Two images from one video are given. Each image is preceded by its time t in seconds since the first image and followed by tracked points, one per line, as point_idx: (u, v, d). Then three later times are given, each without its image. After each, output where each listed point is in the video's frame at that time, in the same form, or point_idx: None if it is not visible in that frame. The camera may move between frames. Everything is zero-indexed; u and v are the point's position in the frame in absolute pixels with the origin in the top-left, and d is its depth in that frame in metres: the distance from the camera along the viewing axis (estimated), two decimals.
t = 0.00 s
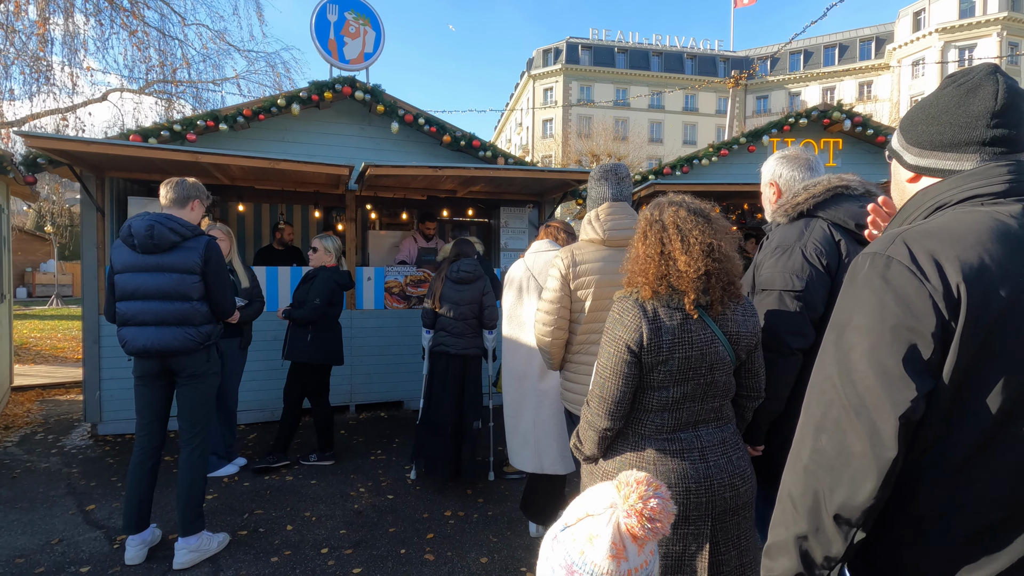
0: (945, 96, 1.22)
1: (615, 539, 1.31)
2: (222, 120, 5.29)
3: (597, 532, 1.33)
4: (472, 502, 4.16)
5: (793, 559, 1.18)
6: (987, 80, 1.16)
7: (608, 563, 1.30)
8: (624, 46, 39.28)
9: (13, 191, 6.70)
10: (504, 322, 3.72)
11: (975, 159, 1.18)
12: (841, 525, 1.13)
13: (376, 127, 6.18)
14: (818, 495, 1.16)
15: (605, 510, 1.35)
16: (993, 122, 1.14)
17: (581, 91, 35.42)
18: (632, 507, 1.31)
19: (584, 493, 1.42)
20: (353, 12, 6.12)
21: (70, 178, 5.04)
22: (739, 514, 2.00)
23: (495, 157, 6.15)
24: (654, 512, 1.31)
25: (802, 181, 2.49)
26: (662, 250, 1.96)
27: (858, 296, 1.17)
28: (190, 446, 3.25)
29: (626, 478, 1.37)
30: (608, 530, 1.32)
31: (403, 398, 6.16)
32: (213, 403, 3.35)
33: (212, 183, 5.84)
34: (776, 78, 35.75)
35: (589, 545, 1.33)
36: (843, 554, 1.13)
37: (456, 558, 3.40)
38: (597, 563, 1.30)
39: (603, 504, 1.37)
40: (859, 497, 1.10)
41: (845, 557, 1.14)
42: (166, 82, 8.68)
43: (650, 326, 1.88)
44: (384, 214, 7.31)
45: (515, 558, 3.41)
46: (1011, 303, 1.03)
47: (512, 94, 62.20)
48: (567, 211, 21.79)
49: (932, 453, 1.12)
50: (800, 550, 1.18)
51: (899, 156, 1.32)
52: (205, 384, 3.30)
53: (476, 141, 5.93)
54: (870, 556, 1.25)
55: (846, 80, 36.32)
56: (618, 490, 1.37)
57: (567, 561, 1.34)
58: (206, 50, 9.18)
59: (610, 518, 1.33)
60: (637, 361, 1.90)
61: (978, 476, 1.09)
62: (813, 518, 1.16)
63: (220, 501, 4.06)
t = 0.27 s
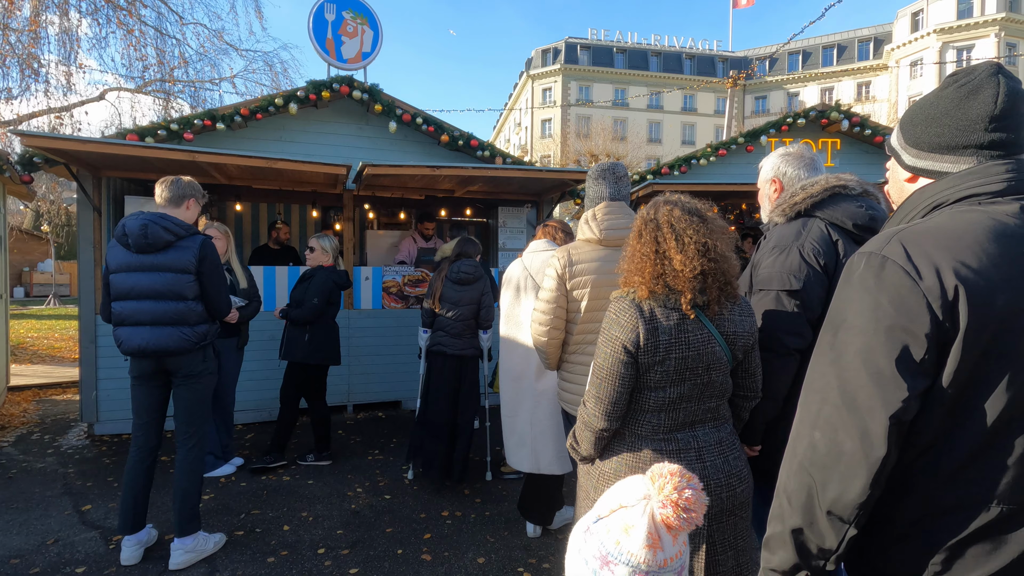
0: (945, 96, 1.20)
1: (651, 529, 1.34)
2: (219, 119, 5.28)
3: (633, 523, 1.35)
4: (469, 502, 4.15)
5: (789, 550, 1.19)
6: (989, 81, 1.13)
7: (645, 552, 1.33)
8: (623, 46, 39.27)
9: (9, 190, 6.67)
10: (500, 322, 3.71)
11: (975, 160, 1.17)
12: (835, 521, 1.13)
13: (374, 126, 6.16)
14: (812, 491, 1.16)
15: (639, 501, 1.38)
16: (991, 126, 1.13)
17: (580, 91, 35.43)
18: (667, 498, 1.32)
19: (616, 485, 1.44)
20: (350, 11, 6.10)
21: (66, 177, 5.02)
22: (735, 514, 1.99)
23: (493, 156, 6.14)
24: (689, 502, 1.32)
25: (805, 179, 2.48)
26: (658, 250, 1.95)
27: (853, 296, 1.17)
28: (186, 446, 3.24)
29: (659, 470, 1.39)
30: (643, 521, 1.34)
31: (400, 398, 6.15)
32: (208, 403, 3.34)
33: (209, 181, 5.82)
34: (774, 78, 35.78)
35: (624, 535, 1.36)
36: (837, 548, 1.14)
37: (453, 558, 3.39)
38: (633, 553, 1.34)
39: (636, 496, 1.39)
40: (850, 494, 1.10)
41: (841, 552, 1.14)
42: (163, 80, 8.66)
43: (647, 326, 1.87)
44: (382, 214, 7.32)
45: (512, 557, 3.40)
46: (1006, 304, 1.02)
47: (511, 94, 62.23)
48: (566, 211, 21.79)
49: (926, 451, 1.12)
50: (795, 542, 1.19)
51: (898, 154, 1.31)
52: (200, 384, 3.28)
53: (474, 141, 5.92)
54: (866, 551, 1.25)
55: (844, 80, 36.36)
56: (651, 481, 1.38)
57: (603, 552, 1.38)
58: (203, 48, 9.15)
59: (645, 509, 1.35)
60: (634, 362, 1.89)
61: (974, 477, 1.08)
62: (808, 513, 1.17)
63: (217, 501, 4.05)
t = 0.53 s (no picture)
0: (943, 96, 1.18)
1: (673, 528, 1.33)
2: (215, 118, 5.24)
3: (654, 522, 1.34)
4: (465, 502, 4.13)
5: (790, 551, 1.18)
6: (987, 82, 1.12)
7: (667, 551, 1.32)
8: (621, 46, 39.27)
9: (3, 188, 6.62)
10: (498, 322, 3.70)
11: (973, 161, 1.15)
12: (834, 522, 1.11)
13: (371, 125, 6.14)
14: (811, 492, 1.15)
15: (658, 501, 1.37)
16: (989, 128, 1.11)
17: (578, 91, 35.42)
18: (688, 496, 1.32)
19: (632, 485, 1.43)
20: (347, 10, 6.08)
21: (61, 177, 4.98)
22: (733, 516, 1.98)
23: (491, 156, 6.13)
24: (709, 499, 1.33)
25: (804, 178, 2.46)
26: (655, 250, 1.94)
27: (850, 298, 1.15)
28: (182, 447, 3.21)
29: (677, 468, 1.38)
30: (664, 520, 1.34)
31: (397, 398, 6.13)
32: (203, 404, 3.31)
33: (205, 181, 5.79)
34: (772, 79, 35.82)
35: (645, 535, 1.35)
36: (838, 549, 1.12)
37: (450, 559, 3.37)
38: (655, 552, 1.33)
39: (654, 496, 1.38)
40: (848, 495, 1.09)
41: (842, 552, 1.12)
42: (159, 79, 8.61)
43: (643, 326, 1.85)
44: (379, 213, 7.30)
45: (509, 558, 3.38)
46: (1002, 305, 1.01)
47: (509, 93, 62.04)
48: (563, 210, 21.78)
49: (925, 452, 1.10)
50: (797, 543, 1.17)
51: (896, 153, 1.30)
52: (195, 385, 3.25)
53: (472, 141, 5.90)
54: (864, 554, 1.23)
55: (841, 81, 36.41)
56: (670, 480, 1.37)
57: (623, 553, 1.37)
58: (200, 47, 9.11)
59: (665, 509, 1.34)
60: (630, 362, 1.87)
61: (973, 478, 1.07)
62: (807, 514, 1.15)
63: (213, 502, 4.02)
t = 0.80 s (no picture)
0: (942, 96, 1.15)
1: (665, 535, 1.30)
2: (210, 117, 5.20)
3: (646, 529, 1.32)
4: (461, 504, 4.10)
5: (785, 557, 1.15)
6: (989, 84, 1.09)
7: (659, 559, 1.30)
8: (618, 47, 39.30)
9: None
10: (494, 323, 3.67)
11: (971, 162, 1.13)
12: (831, 527, 1.09)
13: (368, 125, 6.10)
14: (808, 496, 1.12)
15: (651, 507, 1.34)
16: (989, 129, 1.09)
17: (575, 91, 35.42)
18: (681, 503, 1.29)
19: (627, 491, 1.40)
20: (343, 8, 6.03)
21: (54, 176, 4.93)
22: (730, 519, 1.95)
23: (487, 156, 6.10)
24: (703, 506, 1.31)
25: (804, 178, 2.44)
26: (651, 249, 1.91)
27: (846, 300, 1.12)
28: (174, 451, 3.16)
29: (671, 474, 1.34)
30: (657, 527, 1.31)
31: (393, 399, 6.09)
32: (196, 405, 3.27)
33: (200, 180, 5.75)
34: (768, 79, 35.89)
35: (637, 542, 1.33)
36: (835, 555, 1.10)
37: (447, 561, 3.34)
38: (647, 560, 1.31)
39: (647, 503, 1.35)
40: (847, 500, 1.06)
41: (839, 558, 1.10)
42: (154, 78, 8.56)
43: (640, 326, 1.82)
44: (375, 213, 7.27)
45: (505, 560, 3.35)
46: (1001, 306, 0.99)
47: (507, 93, 62.03)
48: (561, 210, 21.77)
49: (924, 455, 1.08)
50: (793, 548, 1.14)
51: (896, 153, 1.27)
52: (189, 386, 3.21)
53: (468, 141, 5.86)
54: (863, 559, 1.21)
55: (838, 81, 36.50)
56: (663, 486, 1.34)
57: (614, 560, 1.36)
58: (195, 45, 9.06)
59: (658, 515, 1.32)
60: (627, 363, 1.85)
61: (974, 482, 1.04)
62: (804, 518, 1.13)
63: (206, 504, 3.98)
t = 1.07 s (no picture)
0: (942, 96, 1.11)
1: (656, 545, 1.26)
2: (204, 116, 5.13)
3: (637, 540, 1.28)
4: (457, 506, 4.05)
5: (783, 567, 1.10)
6: (991, 84, 1.04)
7: (651, 570, 1.25)
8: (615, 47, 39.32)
9: None
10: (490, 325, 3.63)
11: (971, 163, 1.09)
12: (831, 536, 1.05)
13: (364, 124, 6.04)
14: (807, 504, 1.08)
15: (641, 517, 1.31)
16: (990, 132, 1.04)
17: (572, 92, 35.40)
18: (671, 510, 1.27)
19: (615, 502, 1.38)
20: (338, 7, 5.95)
21: (45, 176, 4.86)
22: (729, 524, 1.90)
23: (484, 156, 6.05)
24: (693, 513, 1.28)
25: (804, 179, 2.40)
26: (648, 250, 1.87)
27: (844, 304, 1.08)
28: (165, 454, 3.10)
29: (659, 482, 1.32)
30: (647, 537, 1.27)
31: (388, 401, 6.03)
32: (189, 408, 3.21)
33: (193, 180, 5.68)
34: (765, 80, 35.96)
35: (628, 554, 1.29)
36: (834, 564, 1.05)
37: (444, 565, 3.29)
38: (637, 572, 1.26)
39: (637, 512, 1.32)
40: (847, 508, 1.02)
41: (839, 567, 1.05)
42: (149, 77, 8.48)
43: (638, 329, 1.78)
44: (370, 213, 7.21)
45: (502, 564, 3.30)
46: (1004, 309, 0.95)
47: (504, 93, 62.00)
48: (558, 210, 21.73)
49: (926, 460, 1.04)
50: (792, 558, 1.09)
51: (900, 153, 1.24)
52: (181, 388, 3.15)
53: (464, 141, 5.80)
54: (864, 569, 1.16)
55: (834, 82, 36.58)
56: (652, 495, 1.32)
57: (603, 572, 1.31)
58: (191, 45, 8.98)
59: (648, 525, 1.28)
60: (625, 365, 1.80)
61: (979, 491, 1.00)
62: (803, 526, 1.08)
63: (199, 508, 3.92)
